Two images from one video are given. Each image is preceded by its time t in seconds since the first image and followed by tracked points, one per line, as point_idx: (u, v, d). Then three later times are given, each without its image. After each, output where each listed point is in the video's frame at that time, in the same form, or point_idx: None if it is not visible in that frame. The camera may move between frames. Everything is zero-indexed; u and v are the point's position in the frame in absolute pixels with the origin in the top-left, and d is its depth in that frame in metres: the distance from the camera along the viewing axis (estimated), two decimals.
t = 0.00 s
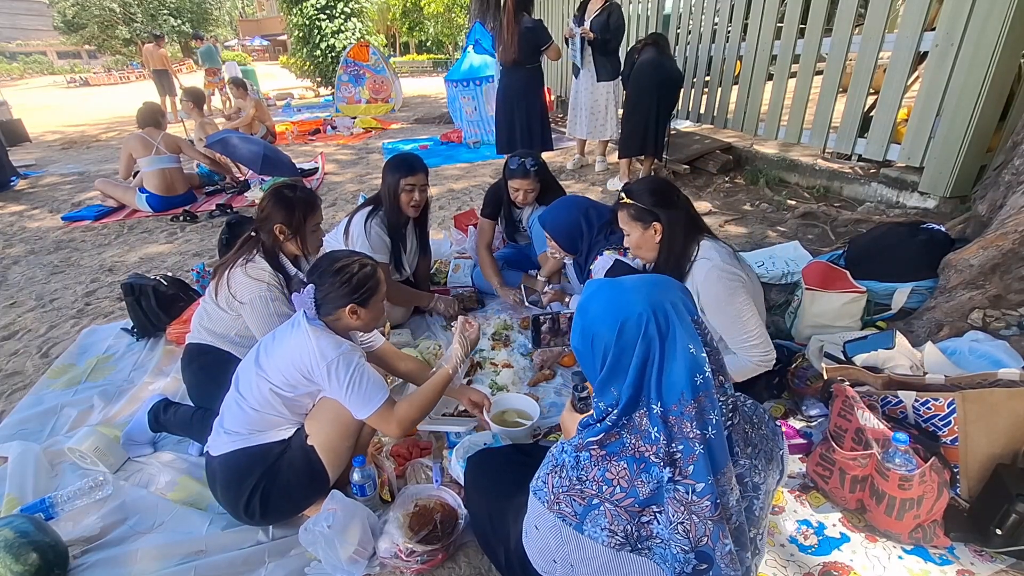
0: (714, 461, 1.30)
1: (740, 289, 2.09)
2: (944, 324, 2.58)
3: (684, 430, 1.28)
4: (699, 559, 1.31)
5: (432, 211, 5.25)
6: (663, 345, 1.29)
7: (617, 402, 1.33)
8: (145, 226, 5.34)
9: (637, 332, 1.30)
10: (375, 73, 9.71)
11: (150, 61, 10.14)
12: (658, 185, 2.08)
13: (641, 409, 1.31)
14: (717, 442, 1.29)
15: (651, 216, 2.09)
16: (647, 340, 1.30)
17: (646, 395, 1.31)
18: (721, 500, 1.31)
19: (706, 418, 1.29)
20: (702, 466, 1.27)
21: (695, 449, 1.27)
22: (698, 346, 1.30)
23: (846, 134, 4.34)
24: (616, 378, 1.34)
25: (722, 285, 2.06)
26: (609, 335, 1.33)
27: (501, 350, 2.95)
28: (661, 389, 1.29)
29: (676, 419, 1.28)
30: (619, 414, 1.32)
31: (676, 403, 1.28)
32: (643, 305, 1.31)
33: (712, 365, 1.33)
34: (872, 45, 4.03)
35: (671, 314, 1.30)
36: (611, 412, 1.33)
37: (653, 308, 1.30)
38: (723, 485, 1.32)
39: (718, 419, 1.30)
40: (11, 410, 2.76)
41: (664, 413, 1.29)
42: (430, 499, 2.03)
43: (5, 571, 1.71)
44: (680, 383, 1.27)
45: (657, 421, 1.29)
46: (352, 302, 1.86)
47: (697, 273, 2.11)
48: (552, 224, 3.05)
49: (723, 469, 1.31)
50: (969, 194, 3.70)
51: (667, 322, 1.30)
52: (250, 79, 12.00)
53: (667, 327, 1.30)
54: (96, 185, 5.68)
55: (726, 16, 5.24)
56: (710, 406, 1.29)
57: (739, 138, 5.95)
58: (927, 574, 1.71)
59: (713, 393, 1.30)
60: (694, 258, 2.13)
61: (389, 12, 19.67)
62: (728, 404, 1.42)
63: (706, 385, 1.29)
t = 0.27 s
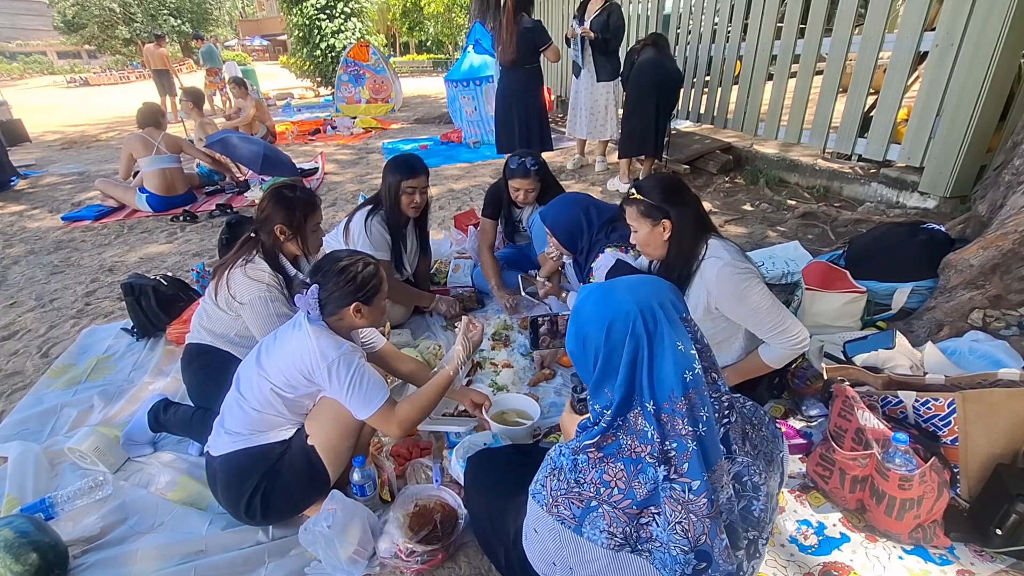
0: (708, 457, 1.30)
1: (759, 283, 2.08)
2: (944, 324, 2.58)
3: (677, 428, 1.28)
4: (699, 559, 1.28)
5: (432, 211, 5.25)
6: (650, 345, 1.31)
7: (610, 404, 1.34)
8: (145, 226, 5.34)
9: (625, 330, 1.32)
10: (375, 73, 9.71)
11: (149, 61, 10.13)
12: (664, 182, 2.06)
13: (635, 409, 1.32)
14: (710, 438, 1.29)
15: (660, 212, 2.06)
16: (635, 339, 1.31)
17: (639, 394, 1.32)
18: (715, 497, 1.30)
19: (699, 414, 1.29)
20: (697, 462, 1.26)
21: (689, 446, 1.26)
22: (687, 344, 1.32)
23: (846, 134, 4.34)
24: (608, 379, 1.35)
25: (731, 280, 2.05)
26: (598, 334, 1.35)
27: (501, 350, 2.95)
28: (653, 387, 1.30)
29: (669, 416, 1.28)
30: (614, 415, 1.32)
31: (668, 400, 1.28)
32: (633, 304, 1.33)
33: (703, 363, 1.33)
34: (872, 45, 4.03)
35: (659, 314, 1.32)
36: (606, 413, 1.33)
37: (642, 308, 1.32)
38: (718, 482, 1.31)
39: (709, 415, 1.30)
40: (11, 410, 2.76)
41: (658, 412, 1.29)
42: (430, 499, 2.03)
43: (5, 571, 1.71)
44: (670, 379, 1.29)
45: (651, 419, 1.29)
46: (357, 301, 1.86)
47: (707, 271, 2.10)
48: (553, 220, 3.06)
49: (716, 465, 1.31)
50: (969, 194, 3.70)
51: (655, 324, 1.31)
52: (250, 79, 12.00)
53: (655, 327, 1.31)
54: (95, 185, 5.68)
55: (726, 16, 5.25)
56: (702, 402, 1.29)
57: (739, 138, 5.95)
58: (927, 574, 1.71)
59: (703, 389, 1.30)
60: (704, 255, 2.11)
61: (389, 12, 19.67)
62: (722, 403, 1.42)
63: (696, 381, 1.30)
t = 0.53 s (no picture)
0: (702, 456, 1.31)
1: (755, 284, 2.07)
2: (944, 324, 2.58)
3: (671, 427, 1.28)
4: (695, 558, 1.29)
5: (432, 211, 5.25)
6: (644, 346, 1.30)
7: (606, 404, 1.34)
8: (145, 226, 5.34)
9: (617, 330, 1.31)
10: (375, 73, 9.71)
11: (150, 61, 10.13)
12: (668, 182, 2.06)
13: (630, 409, 1.32)
14: (704, 437, 1.30)
15: (662, 213, 2.06)
16: (628, 338, 1.31)
17: (633, 393, 1.32)
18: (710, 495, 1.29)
19: (691, 412, 1.29)
20: (690, 461, 1.26)
21: (682, 445, 1.27)
22: (678, 342, 1.31)
23: (846, 134, 4.34)
24: (603, 379, 1.35)
25: (729, 280, 2.04)
26: (592, 335, 1.34)
27: (501, 350, 2.95)
28: (646, 386, 1.30)
29: (662, 415, 1.29)
30: (609, 415, 1.34)
31: (662, 399, 1.29)
32: (627, 303, 1.31)
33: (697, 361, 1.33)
34: (872, 45, 4.03)
35: (652, 313, 1.31)
36: (601, 414, 1.34)
37: (635, 307, 1.31)
38: (713, 481, 1.31)
39: (702, 414, 1.30)
40: (11, 409, 2.76)
41: (651, 411, 1.29)
42: (430, 499, 2.03)
43: (5, 571, 1.71)
44: (662, 379, 1.28)
45: (644, 418, 1.29)
46: (358, 301, 1.86)
47: (705, 270, 2.10)
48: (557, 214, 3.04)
49: (710, 464, 1.31)
50: (969, 194, 3.70)
51: (647, 324, 1.30)
52: (250, 79, 12.00)
53: (648, 326, 1.30)
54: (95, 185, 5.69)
55: (726, 16, 5.25)
56: (695, 401, 1.29)
57: (739, 138, 5.95)
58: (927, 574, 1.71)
59: (696, 387, 1.30)
60: (703, 254, 2.11)
61: (389, 12, 19.68)
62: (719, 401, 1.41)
63: (689, 380, 1.29)
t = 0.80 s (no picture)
0: (694, 451, 1.32)
1: (739, 287, 2.07)
2: (944, 324, 2.58)
3: (663, 422, 1.30)
4: (688, 553, 1.29)
5: (432, 211, 5.25)
6: (636, 345, 1.32)
7: (600, 401, 1.36)
8: (144, 225, 5.34)
9: (609, 329, 1.32)
10: (375, 73, 9.71)
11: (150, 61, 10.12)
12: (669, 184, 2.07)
13: (625, 406, 1.34)
14: (696, 432, 1.31)
15: (660, 215, 2.08)
16: (620, 337, 1.32)
17: (627, 390, 1.34)
18: (703, 490, 1.31)
19: (682, 408, 1.30)
20: (682, 456, 1.28)
21: (674, 440, 1.28)
22: (670, 338, 1.32)
23: (846, 134, 4.34)
24: (598, 377, 1.37)
25: (717, 283, 2.05)
26: (585, 334, 1.35)
27: (501, 350, 2.95)
28: (638, 383, 1.32)
29: (655, 411, 1.30)
30: (604, 412, 1.36)
31: (654, 395, 1.30)
32: (618, 302, 1.33)
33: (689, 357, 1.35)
34: (872, 45, 4.03)
35: (643, 310, 1.32)
36: (597, 412, 1.36)
37: (625, 305, 1.32)
38: (706, 476, 1.32)
39: (695, 410, 1.32)
40: (10, 410, 2.75)
41: (644, 407, 1.31)
42: (430, 499, 2.03)
43: (5, 570, 1.71)
44: (654, 376, 1.30)
45: (638, 415, 1.31)
46: (356, 305, 1.84)
47: (694, 269, 2.11)
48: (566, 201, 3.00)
49: (702, 460, 1.32)
50: (969, 194, 3.70)
51: (639, 321, 1.32)
52: (250, 79, 12.00)
53: (639, 323, 1.31)
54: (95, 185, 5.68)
55: (726, 16, 5.25)
56: (687, 397, 1.31)
57: (739, 138, 5.95)
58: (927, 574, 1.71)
59: (688, 383, 1.32)
60: (696, 255, 2.11)
61: (389, 12, 19.67)
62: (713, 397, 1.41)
63: (681, 376, 1.31)
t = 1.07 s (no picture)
0: (687, 447, 1.30)
1: (714, 293, 2.03)
2: (944, 324, 2.58)
3: (656, 419, 1.28)
4: (681, 547, 1.28)
5: (432, 211, 5.25)
6: (629, 346, 1.31)
7: (595, 399, 1.37)
8: (145, 226, 5.34)
9: (603, 326, 1.31)
10: (375, 73, 9.71)
11: (149, 61, 10.12)
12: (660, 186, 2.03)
13: (618, 403, 1.34)
14: (689, 428, 1.29)
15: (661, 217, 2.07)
16: (613, 336, 1.31)
17: (620, 388, 1.33)
18: (696, 485, 1.29)
19: (675, 404, 1.28)
20: (675, 451, 1.27)
21: (667, 436, 1.27)
22: (662, 335, 1.31)
23: (846, 134, 4.34)
24: (592, 375, 1.37)
25: (695, 291, 2.02)
26: (580, 334, 1.35)
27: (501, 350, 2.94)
28: (631, 379, 1.31)
29: (647, 408, 1.29)
30: (599, 410, 1.37)
31: (647, 392, 1.29)
32: (611, 301, 1.32)
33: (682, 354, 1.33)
34: (872, 45, 4.03)
35: (635, 308, 1.31)
36: (592, 409, 1.38)
37: (619, 304, 1.31)
38: (700, 471, 1.31)
39: (688, 406, 1.29)
40: (10, 410, 2.75)
41: (636, 404, 1.30)
42: (430, 499, 2.03)
43: (5, 571, 1.71)
44: (647, 373, 1.28)
45: (631, 412, 1.31)
46: (361, 306, 1.84)
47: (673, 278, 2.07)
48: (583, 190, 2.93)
49: (696, 456, 1.30)
50: (969, 194, 3.70)
51: (632, 319, 1.31)
52: (250, 79, 12.00)
53: (632, 322, 1.30)
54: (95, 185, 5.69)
55: (726, 16, 5.24)
56: (680, 393, 1.29)
57: (739, 138, 5.95)
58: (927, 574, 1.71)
59: (681, 378, 1.30)
60: (677, 261, 2.08)
61: (389, 12, 19.67)
62: (704, 393, 1.41)
63: (673, 372, 1.29)
